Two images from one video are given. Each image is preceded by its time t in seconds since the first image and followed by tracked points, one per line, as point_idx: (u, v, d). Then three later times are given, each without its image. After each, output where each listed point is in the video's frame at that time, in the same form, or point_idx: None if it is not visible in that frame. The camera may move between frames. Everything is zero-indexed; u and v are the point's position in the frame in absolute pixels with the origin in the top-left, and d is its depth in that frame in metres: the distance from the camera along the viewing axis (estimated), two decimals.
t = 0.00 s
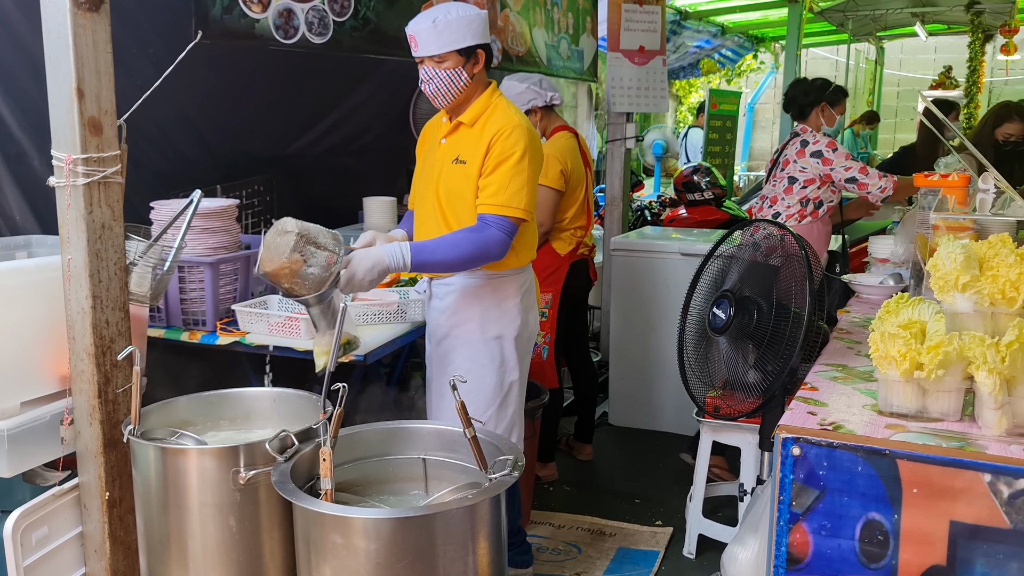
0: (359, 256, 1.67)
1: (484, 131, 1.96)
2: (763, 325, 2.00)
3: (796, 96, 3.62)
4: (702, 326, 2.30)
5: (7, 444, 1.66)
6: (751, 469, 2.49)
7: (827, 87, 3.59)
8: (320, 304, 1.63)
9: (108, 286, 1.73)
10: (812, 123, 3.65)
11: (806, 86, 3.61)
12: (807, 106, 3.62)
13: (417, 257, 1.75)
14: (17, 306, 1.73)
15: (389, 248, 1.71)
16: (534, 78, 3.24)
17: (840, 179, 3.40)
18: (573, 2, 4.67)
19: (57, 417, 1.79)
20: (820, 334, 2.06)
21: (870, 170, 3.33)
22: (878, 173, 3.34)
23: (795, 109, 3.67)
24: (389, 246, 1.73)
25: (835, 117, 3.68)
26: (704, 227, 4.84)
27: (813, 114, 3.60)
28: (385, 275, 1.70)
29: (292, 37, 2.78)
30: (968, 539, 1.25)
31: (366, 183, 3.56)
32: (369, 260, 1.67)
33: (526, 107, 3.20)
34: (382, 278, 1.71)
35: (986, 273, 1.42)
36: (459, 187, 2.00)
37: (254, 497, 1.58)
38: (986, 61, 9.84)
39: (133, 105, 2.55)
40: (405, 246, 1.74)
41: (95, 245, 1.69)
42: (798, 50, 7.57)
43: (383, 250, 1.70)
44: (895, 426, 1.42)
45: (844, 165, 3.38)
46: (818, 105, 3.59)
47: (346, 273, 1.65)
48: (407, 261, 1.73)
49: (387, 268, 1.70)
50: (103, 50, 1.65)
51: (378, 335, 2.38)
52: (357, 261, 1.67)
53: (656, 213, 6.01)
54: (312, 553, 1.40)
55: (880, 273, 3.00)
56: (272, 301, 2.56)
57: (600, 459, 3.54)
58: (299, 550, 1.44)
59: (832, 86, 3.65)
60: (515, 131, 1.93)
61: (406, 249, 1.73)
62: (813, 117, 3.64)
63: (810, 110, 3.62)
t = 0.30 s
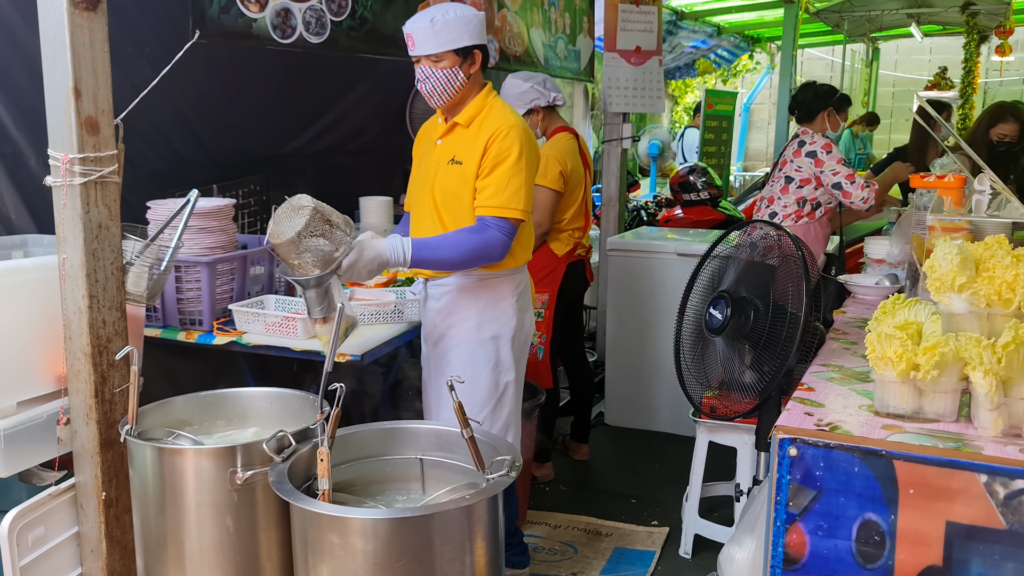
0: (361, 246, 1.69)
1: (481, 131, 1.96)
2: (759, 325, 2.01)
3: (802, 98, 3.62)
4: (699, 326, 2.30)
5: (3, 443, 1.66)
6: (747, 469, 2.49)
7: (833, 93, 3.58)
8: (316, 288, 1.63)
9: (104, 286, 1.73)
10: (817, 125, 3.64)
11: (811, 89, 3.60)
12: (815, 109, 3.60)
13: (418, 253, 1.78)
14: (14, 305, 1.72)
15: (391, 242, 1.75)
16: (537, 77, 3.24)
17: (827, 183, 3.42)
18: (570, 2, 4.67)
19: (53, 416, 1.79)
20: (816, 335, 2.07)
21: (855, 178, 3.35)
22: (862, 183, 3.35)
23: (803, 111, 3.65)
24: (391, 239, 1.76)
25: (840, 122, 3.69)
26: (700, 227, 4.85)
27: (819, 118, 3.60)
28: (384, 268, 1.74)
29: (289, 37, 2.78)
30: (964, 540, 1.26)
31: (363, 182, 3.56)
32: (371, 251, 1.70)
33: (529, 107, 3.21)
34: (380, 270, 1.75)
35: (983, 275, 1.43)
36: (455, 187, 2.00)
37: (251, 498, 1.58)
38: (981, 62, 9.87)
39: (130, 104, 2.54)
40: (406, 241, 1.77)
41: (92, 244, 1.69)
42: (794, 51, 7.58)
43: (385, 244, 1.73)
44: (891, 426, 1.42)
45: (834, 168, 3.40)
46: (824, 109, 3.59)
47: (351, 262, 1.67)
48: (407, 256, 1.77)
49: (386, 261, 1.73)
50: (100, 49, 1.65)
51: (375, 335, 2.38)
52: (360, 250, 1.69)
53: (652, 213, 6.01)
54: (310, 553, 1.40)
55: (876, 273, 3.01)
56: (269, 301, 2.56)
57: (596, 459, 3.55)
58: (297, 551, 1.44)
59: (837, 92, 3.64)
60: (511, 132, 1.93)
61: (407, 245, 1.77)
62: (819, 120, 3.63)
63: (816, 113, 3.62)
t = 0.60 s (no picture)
0: (380, 281, 1.77)
1: (476, 140, 1.96)
2: (756, 326, 2.01)
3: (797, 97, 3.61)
4: (696, 327, 2.30)
5: None
6: (744, 471, 2.50)
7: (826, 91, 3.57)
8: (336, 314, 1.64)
9: (102, 287, 1.73)
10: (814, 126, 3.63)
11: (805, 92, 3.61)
12: (805, 112, 3.62)
13: (439, 280, 1.85)
14: (11, 306, 1.72)
15: (410, 277, 1.82)
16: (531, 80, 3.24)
17: (801, 177, 3.49)
18: (566, 4, 4.67)
19: (50, 418, 1.79)
20: (813, 336, 2.07)
21: (825, 182, 3.44)
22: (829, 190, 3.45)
23: (795, 115, 3.67)
24: (411, 274, 1.83)
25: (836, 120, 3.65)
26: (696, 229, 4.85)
27: (813, 119, 3.59)
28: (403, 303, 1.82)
29: (286, 38, 2.78)
30: (961, 541, 1.26)
31: (360, 183, 3.56)
32: (389, 287, 1.77)
33: (526, 111, 3.20)
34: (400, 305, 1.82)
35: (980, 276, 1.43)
36: (451, 198, 2.00)
37: (248, 499, 1.58)
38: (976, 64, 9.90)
39: (127, 105, 2.54)
40: (425, 274, 1.84)
41: (89, 245, 1.69)
42: (790, 53, 7.60)
43: (404, 282, 1.81)
44: (888, 427, 1.43)
45: (811, 168, 3.46)
46: (817, 109, 3.58)
47: (366, 298, 1.75)
48: (428, 287, 1.84)
49: (406, 296, 1.80)
50: (98, 50, 1.65)
51: (372, 336, 2.38)
52: (379, 286, 1.76)
53: (649, 214, 6.02)
54: (308, 554, 1.40)
55: (872, 275, 3.02)
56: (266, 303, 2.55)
57: (593, 461, 3.55)
58: (295, 552, 1.44)
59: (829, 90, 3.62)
60: (508, 141, 1.93)
61: (426, 279, 1.84)
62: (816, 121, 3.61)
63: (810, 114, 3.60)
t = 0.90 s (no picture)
0: (421, 321, 1.86)
1: (477, 151, 1.94)
2: (754, 327, 2.01)
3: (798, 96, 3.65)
4: (693, 328, 2.30)
5: None
6: (742, 471, 2.50)
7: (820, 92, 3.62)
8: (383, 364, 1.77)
9: (99, 287, 1.73)
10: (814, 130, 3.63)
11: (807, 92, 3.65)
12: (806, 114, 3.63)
13: (478, 304, 1.91)
14: (8, 306, 1.72)
15: (449, 308, 1.89)
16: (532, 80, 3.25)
17: (785, 173, 3.51)
18: (564, 4, 4.67)
19: (47, 418, 1.79)
20: (811, 337, 2.07)
21: (807, 175, 3.43)
22: (808, 183, 3.44)
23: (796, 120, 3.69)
24: (449, 306, 1.90)
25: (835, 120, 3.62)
26: (694, 229, 4.86)
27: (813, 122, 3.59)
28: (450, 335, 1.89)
29: (284, 38, 2.78)
30: (958, 541, 1.27)
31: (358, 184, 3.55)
32: (431, 325, 1.85)
33: (524, 111, 3.20)
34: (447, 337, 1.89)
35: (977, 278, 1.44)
36: (454, 214, 1.96)
37: (246, 500, 1.58)
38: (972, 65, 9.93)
39: (124, 105, 2.53)
40: (463, 302, 1.90)
41: (87, 245, 1.69)
42: (787, 54, 7.62)
43: (444, 314, 1.88)
44: (886, 428, 1.43)
45: (796, 164, 3.48)
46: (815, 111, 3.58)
47: (411, 339, 1.84)
48: (469, 313, 1.90)
49: (449, 328, 1.88)
50: (95, 50, 1.65)
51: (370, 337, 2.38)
52: (421, 326, 1.85)
53: (646, 215, 6.03)
54: (306, 555, 1.39)
55: (869, 276, 3.03)
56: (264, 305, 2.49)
57: (590, 461, 3.55)
58: (293, 553, 1.44)
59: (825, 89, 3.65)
60: (514, 151, 1.92)
61: (465, 306, 1.90)
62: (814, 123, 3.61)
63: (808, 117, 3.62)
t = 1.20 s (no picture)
0: (431, 336, 1.84)
1: (477, 159, 1.94)
2: (751, 329, 2.02)
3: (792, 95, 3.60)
4: (690, 329, 2.30)
5: None
6: (739, 472, 2.50)
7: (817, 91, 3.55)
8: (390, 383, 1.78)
9: (96, 288, 1.73)
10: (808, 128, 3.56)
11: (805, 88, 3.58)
12: (798, 117, 3.57)
13: (486, 314, 1.91)
14: (5, 307, 1.72)
15: (458, 322, 1.88)
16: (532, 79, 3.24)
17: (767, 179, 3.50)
18: (562, 5, 4.68)
19: (44, 419, 1.79)
20: (807, 338, 2.08)
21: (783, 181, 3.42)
22: (784, 188, 3.43)
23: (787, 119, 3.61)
24: (458, 320, 1.89)
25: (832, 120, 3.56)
26: (691, 230, 4.86)
27: (807, 122, 3.54)
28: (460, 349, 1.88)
29: (280, 39, 2.78)
30: (955, 542, 1.27)
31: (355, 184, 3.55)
32: (441, 341, 1.84)
33: (522, 106, 3.20)
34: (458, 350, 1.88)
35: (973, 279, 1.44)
36: (455, 223, 1.96)
37: (244, 501, 1.58)
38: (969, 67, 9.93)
39: (121, 105, 2.53)
40: (472, 314, 1.90)
41: (84, 246, 1.69)
42: (784, 56, 7.63)
43: (455, 329, 1.86)
44: (883, 429, 1.43)
45: (777, 169, 3.46)
46: (810, 112, 3.53)
47: (422, 356, 1.83)
48: (479, 325, 1.91)
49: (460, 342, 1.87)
50: (93, 51, 1.65)
51: (367, 338, 2.38)
52: (431, 341, 1.84)
53: (643, 216, 6.03)
54: (303, 556, 1.39)
55: (866, 277, 3.03)
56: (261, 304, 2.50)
57: (588, 462, 3.55)
58: (291, 554, 1.44)
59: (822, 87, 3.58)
60: (516, 158, 1.93)
61: (474, 318, 1.90)
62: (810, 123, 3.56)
63: (804, 117, 3.56)
